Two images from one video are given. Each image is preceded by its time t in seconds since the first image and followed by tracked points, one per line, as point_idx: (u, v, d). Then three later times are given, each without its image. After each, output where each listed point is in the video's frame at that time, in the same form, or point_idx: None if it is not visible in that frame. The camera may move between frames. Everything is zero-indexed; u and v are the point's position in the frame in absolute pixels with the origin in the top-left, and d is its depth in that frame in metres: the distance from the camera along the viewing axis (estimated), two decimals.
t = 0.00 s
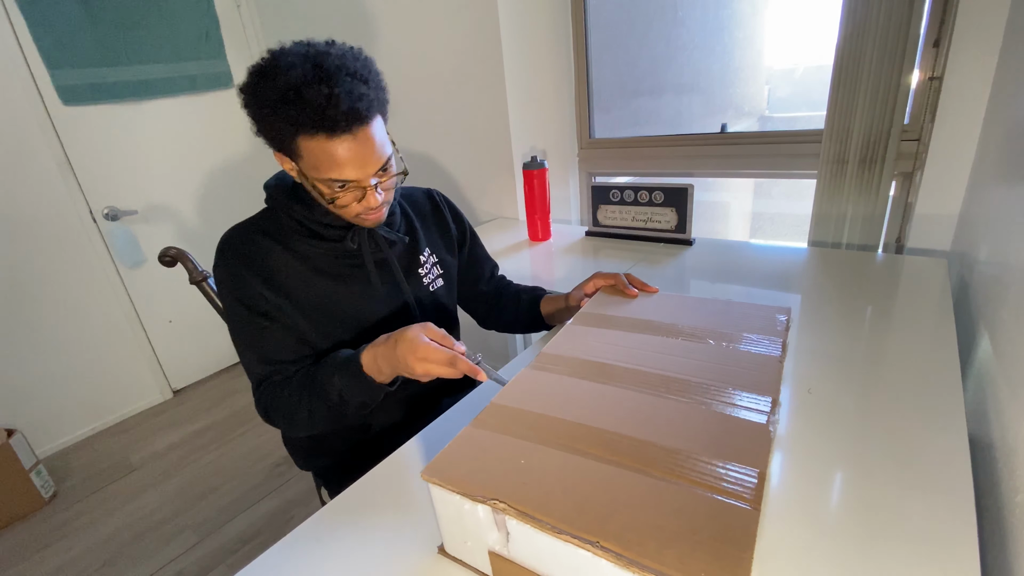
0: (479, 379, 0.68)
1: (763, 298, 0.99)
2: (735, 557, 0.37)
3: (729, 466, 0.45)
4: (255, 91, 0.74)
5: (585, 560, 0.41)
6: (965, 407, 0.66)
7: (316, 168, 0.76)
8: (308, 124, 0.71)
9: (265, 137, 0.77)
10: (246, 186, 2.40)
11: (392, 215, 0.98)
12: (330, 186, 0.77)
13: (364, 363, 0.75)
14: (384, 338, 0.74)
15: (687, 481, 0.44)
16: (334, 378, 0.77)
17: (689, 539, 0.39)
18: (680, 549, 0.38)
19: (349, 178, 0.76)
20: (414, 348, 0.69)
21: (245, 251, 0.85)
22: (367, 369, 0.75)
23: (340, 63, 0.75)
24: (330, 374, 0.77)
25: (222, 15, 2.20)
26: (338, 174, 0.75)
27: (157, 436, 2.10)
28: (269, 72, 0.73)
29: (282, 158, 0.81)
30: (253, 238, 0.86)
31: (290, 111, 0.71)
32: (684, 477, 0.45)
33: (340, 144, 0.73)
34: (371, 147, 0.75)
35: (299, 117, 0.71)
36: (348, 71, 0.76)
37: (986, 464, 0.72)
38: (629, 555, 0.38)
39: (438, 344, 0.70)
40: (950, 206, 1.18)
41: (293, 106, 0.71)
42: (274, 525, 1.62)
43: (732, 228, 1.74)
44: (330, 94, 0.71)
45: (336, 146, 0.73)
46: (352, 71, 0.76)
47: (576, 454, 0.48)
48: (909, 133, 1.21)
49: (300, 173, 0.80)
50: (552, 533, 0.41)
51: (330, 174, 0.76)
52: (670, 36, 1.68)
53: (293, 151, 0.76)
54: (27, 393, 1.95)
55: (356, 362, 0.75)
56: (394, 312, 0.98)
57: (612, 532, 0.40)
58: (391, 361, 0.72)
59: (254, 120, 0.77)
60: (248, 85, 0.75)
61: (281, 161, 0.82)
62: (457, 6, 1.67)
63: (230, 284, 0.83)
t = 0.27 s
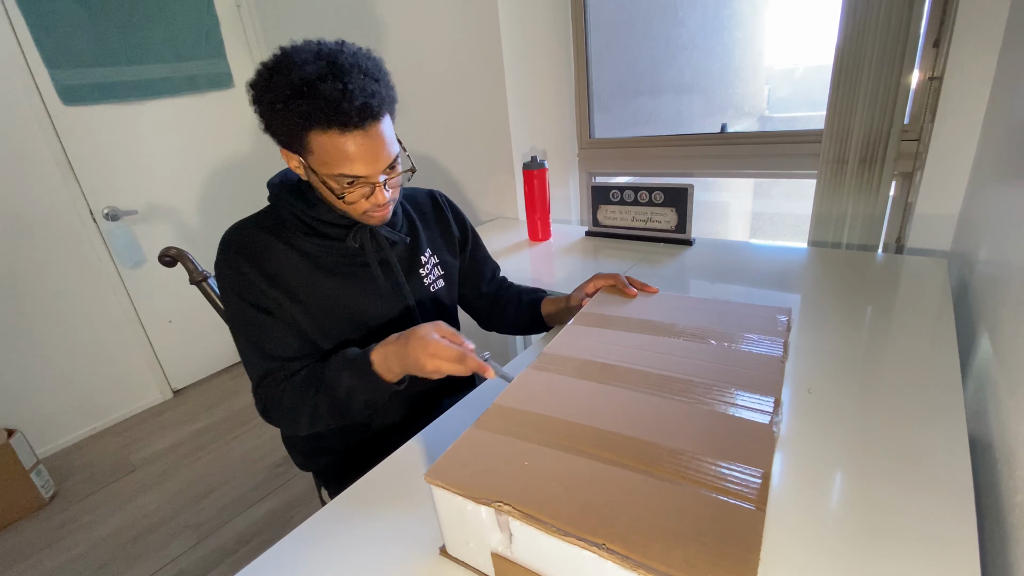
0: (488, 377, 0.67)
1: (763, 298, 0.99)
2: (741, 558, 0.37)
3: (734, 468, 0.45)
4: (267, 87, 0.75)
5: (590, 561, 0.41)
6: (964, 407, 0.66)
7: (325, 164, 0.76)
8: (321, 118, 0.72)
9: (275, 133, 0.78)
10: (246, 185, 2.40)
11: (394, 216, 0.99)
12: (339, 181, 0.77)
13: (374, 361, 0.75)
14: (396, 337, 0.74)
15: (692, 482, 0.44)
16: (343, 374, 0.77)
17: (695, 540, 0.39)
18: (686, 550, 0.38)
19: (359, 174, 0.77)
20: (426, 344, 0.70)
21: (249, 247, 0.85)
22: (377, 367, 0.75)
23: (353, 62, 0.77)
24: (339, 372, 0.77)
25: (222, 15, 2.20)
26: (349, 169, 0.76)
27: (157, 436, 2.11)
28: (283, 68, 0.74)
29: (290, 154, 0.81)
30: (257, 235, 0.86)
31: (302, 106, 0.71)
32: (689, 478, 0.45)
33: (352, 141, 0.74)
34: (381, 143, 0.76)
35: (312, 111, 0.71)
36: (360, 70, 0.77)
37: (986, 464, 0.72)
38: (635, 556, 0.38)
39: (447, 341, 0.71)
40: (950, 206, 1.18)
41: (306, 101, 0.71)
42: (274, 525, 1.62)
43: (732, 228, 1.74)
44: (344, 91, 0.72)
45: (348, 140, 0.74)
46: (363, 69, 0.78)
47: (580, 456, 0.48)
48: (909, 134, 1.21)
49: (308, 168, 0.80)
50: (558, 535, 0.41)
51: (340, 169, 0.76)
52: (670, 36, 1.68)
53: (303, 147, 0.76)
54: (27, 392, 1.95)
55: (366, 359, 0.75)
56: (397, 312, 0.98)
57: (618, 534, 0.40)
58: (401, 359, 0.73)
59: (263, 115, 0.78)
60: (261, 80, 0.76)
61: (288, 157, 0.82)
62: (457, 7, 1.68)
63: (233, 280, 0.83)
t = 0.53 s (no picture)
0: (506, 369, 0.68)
1: (764, 298, 1.00)
2: (747, 559, 0.37)
3: (738, 467, 0.45)
4: (270, 86, 0.75)
5: (594, 561, 0.41)
6: (964, 407, 0.66)
7: (329, 163, 0.77)
8: (326, 118, 0.72)
9: (277, 132, 0.78)
10: (246, 185, 2.40)
11: (394, 215, 0.99)
12: (343, 181, 0.78)
13: (396, 353, 0.76)
14: (418, 330, 0.75)
15: (696, 482, 0.44)
16: (362, 370, 0.77)
17: (701, 541, 0.39)
18: (692, 552, 0.38)
19: (362, 173, 0.77)
20: (446, 337, 0.70)
21: (251, 248, 0.85)
22: (398, 361, 0.76)
23: (357, 61, 0.77)
24: (358, 368, 0.77)
25: (222, 15, 2.19)
26: (353, 169, 0.77)
27: (157, 436, 2.10)
28: (286, 68, 0.74)
29: (292, 154, 0.81)
30: (259, 235, 0.86)
31: (306, 105, 0.72)
32: (694, 479, 0.45)
33: (355, 140, 0.75)
34: (386, 143, 0.77)
35: (317, 111, 0.72)
36: (364, 70, 0.78)
37: (986, 464, 0.72)
38: (641, 558, 0.38)
39: (467, 334, 0.70)
40: (950, 206, 1.18)
41: (311, 100, 0.72)
42: (274, 525, 1.62)
43: (732, 228, 1.74)
44: (348, 90, 0.72)
45: (353, 141, 0.75)
46: (367, 69, 0.78)
47: (583, 456, 0.48)
48: (909, 133, 1.20)
49: (311, 167, 0.80)
50: (562, 535, 0.41)
51: (344, 168, 0.77)
52: (670, 36, 1.68)
53: (306, 146, 0.76)
54: (27, 392, 1.94)
55: (388, 354, 0.76)
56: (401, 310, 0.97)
57: (622, 535, 0.40)
58: (422, 352, 0.73)
59: (266, 115, 0.78)
60: (263, 80, 0.76)
61: (290, 156, 0.82)
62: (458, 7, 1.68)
63: (237, 281, 0.83)
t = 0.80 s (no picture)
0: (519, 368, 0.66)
1: (764, 298, 1.00)
2: (750, 559, 0.37)
3: (740, 468, 0.45)
4: (271, 83, 0.75)
5: (597, 563, 0.41)
6: (964, 407, 0.66)
7: (331, 159, 0.77)
8: (327, 113, 0.73)
9: (279, 129, 0.78)
10: (246, 185, 2.40)
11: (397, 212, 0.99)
12: (344, 177, 0.78)
13: (404, 353, 0.76)
14: (427, 329, 0.75)
15: (698, 483, 0.44)
16: (372, 368, 0.77)
17: (704, 541, 0.39)
18: (695, 552, 0.38)
19: (365, 169, 0.78)
20: (455, 337, 0.70)
21: (256, 245, 0.85)
22: (408, 360, 0.76)
23: (357, 57, 0.78)
24: (366, 366, 0.78)
25: (222, 15, 2.19)
26: (354, 164, 0.77)
27: (157, 436, 2.10)
28: (286, 64, 0.74)
29: (294, 151, 0.81)
30: (262, 233, 0.86)
31: (309, 101, 0.72)
32: (696, 479, 0.45)
33: (357, 135, 0.75)
34: (386, 138, 0.78)
35: (318, 106, 0.72)
36: (364, 65, 0.78)
37: (986, 464, 0.72)
38: (645, 559, 0.38)
39: (476, 333, 0.70)
40: (950, 206, 1.18)
41: (313, 96, 0.72)
42: (274, 525, 1.62)
43: (732, 228, 1.74)
44: (349, 86, 0.73)
45: (353, 136, 0.75)
46: (367, 64, 0.79)
47: (584, 457, 0.48)
48: (909, 133, 1.21)
49: (312, 164, 0.80)
50: (565, 536, 0.41)
51: (345, 164, 0.77)
52: (670, 36, 1.68)
53: (308, 142, 0.77)
54: (26, 393, 1.94)
55: (395, 352, 0.76)
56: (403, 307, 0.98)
57: (625, 536, 0.40)
58: (432, 352, 0.73)
59: (268, 112, 0.78)
60: (264, 77, 0.76)
61: (291, 154, 0.83)
62: (457, 6, 1.68)
63: (245, 277, 0.82)
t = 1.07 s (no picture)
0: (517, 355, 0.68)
1: (763, 297, 1.00)
2: (750, 558, 0.37)
3: (739, 467, 0.45)
4: (277, 78, 0.75)
5: (596, 563, 0.41)
6: (964, 406, 0.66)
7: (338, 153, 0.77)
8: (334, 106, 0.73)
9: (285, 126, 0.78)
10: (246, 185, 2.40)
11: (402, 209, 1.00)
12: (351, 171, 0.78)
13: (404, 345, 0.77)
14: (425, 321, 0.76)
15: (698, 482, 0.44)
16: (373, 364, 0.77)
17: (704, 540, 0.39)
18: (695, 551, 0.38)
19: (371, 162, 0.78)
20: (453, 328, 0.70)
21: (261, 244, 0.85)
22: (407, 352, 0.77)
23: (362, 52, 0.79)
24: (369, 361, 0.77)
25: (222, 15, 2.19)
26: (360, 157, 0.77)
27: (157, 436, 2.10)
28: (292, 59, 0.75)
29: (300, 147, 0.82)
30: (268, 232, 0.86)
31: (315, 94, 0.73)
32: (696, 479, 0.45)
33: (363, 128, 0.76)
34: (391, 130, 0.78)
35: (325, 99, 0.73)
36: (369, 60, 0.79)
37: (986, 464, 0.72)
38: (644, 558, 0.38)
39: (474, 323, 0.71)
40: (950, 206, 1.18)
41: (320, 90, 0.73)
42: (274, 525, 1.62)
43: (732, 228, 1.74)
44: (355, 79, 0.74)
45: (359, 129, 0.75)
46: (372, 59, 0.80)
47: (583, 455, 0.48)
48: (909, 133, 1.21)
49: (318, 160, 0.81)
50: (564, 536, 0.41)
51: (352, 158, 0.77)
52: (670, 37, 1.68)
53: (315, 137, 0.77)
54: (26, 392, 1.94)
55: (395, 345, 0.77)
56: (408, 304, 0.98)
57: (625, 535, 0.40)
58: (431, 343, 0.74)
59: (274, 108, 0.78)
60: (270, 73, 0.76)
61: (297, 151, 0.83)
62: (457, 6, 1.67)
63: (248, 277, 0.82)
